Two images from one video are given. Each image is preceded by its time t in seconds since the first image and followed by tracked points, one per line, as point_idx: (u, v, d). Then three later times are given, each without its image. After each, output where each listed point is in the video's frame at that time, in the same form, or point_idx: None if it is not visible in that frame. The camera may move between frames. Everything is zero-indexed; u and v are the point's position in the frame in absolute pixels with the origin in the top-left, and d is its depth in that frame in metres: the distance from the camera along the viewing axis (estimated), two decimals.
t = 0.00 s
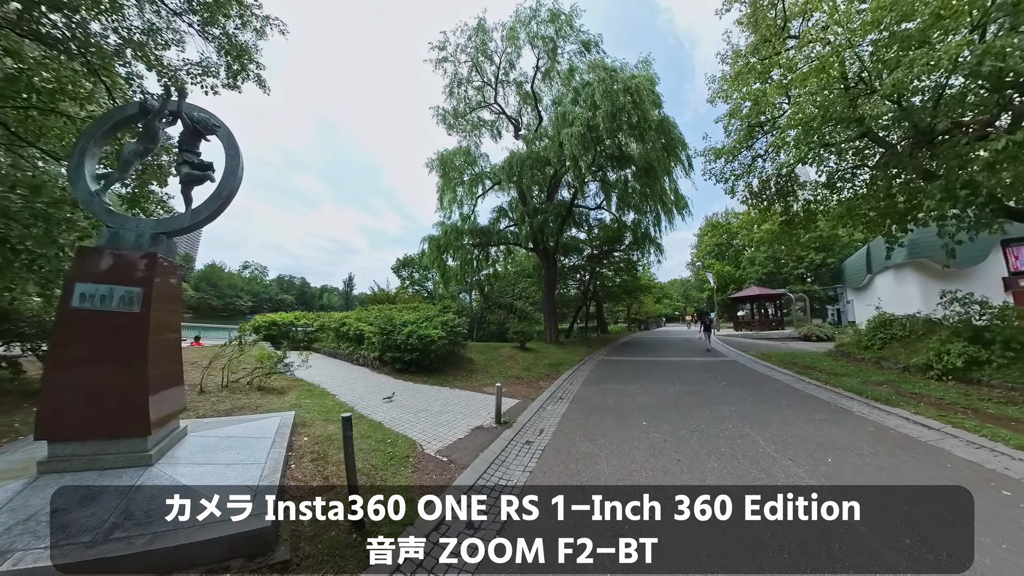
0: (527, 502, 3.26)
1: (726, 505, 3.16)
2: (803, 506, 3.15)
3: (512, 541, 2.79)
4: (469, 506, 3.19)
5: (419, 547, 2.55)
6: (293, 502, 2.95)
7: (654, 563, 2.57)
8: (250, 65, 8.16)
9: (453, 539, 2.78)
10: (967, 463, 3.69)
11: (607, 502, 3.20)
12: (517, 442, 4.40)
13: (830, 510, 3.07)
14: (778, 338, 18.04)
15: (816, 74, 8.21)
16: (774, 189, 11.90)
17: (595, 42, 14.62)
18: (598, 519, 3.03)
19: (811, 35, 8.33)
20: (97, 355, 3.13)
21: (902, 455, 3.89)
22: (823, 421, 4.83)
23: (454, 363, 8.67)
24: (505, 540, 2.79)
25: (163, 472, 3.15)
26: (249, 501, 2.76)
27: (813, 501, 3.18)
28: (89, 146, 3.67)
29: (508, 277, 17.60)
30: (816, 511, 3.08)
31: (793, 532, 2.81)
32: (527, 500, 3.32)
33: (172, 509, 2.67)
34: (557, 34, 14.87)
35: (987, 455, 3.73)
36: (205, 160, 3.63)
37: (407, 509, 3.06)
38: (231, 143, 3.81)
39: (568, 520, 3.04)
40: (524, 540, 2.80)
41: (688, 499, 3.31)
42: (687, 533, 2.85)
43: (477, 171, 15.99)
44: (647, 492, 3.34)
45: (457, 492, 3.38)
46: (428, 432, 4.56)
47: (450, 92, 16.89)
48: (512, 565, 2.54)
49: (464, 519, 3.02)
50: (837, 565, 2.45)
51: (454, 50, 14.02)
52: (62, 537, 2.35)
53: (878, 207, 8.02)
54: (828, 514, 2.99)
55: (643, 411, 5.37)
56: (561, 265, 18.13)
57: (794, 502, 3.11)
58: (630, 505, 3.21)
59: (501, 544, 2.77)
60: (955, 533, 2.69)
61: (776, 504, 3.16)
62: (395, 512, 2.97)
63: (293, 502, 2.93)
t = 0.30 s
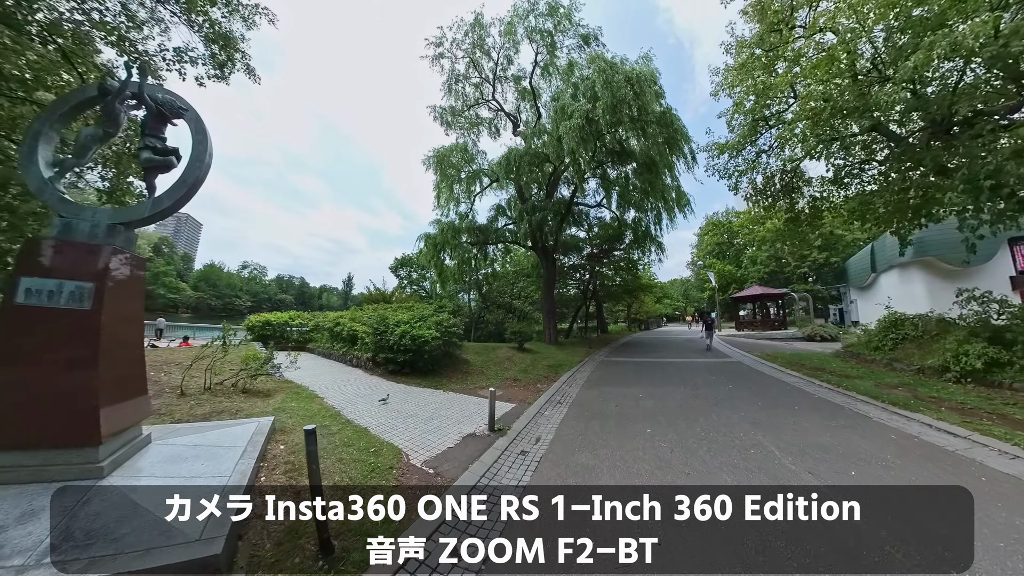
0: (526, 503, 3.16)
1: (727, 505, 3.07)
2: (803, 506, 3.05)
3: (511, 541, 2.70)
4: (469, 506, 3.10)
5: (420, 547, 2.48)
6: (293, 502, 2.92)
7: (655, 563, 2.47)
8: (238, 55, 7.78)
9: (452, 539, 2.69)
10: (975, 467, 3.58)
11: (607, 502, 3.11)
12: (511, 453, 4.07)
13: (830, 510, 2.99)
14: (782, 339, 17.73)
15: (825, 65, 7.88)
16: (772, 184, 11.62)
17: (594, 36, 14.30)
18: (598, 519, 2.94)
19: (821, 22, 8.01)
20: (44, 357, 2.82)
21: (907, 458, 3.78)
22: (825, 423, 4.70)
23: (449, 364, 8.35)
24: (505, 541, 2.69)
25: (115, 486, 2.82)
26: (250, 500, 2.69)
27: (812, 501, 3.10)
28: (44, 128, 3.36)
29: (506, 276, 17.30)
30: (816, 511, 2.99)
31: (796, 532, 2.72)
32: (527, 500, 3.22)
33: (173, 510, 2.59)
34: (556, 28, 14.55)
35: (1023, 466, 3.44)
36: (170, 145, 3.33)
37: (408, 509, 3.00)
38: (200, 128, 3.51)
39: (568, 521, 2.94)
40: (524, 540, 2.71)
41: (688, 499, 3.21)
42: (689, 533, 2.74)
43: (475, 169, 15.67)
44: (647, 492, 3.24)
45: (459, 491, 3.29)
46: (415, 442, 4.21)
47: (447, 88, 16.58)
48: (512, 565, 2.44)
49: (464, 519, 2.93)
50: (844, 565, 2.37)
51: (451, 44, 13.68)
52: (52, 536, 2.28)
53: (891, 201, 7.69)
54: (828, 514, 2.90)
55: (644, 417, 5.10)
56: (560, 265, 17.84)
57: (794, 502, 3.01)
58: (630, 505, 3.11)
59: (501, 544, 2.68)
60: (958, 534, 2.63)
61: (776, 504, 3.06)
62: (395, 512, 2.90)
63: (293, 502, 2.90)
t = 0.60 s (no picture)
0: (527, 502, 3.12)
1: (727, 505, 3.04)
2: (803, 506, 3.03)
3: (512, 540, 2.66)
4: (469, 506, 3.05)
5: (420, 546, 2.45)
6: (293, 502, 2.93)
7: (655, 563, 2.43)
8: (226, 44, 7.47)
9: (452, 539, 2.65)
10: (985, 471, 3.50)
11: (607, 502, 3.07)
12: (508, 470, 3.66)
13: (830, 510, 2.97)
14: (789, 339, 17.34)
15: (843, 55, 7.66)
16: (793, 179, 11.33)
17: (596, 28, 13.93)
18: (598, 519, 2.90)
19: (836, 7, 7.65)
20: None
21: (913, 463, 3.70)
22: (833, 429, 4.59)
23: (447, 366, 8.01)
24: (505, 540, 2.66)
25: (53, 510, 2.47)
26: (249, 500, 2.79)
27: (813, 501, 3.08)
28: None
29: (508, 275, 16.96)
30: (816, 511, 2.97)
31: (796, 531, 2.70)
32: (527, 500, 3.18)
33: (174, 509, 2.53)
34: (557, 20, 14.18)
35: None
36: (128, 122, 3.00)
37: (408, 509, 2.98)
38: (160, 107, 3.19)
39: (569, 521, 2.90)
40: (523, 540, 2.68)
41: (687, 499, 3.18)
42: (689, 533, 2.71)
43: (475, 166, 15.33)
44: (647, 492, 3.20)
45: (461, 492, 3.24)
46: (405, 457, 3.80)
47: (446, 84, 16.23)
48: (512, 565, 2.40)
49: (464, 519, 2.89)
50: (844, 564, 2.35)
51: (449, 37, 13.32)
52: (29, 539, 2.20)
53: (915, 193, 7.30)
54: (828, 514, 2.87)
55: (653, 425, 4.79)
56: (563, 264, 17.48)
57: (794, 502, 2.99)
58: (630, 505, 3.07)
59: (501, 543, 2.64)
60: (956, 532, 2.62)
61: (776, 504, 3.04)
62: (395, 512, 2.88)
63: (294, 502, 2.90)
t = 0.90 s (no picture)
0: (527, 503, 3.01)
1: (729, 506, 2.92)
2: (804, 506, 2.94)
3: (511, 541, 2.58)
4: (469, 506, 2.93)
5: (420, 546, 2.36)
6: (293, 502, 2.80)
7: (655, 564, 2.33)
8: (213, 31, 7.12)
9: (453, 539, 2.54)
10: (1004, 480, 3.32)
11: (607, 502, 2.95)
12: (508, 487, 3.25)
13: (830, 510, 2.89)
14: (801, 339, 16.83)
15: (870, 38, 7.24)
16: (808, 171, 10.85)
17: (600, 18, 13.48)
18: (597, 520, 2.79)
19: None
20: None
21: (933, 470, 3.50)
22: (847, 437, 4.37)
23: (446, 367, 7.63)
24: (505, 540, 2.57)
25: None
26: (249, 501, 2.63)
27: (812, 501, 2.99)
28: None
29: (511, 273, 16.57)
30: (815, 511, 2.88)
31: (798, 531, 2.61)
32: (527, 500, 3.07)
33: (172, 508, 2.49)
34: (560, 11, 13.74)
35: None
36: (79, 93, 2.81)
37: (408, 509, 2.88)
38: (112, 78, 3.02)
39: (568, 521, 2.80)
40: (523, 540, 2.58)
41: (687, 499, 3.07)
42: (690, 533, 2.61)
43: (477, 161, 14.93)
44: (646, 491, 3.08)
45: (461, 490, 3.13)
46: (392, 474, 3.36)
47: (446, 79, 15.86)
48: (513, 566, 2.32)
49: (465, 518, 2.77)
50: (851, 563, 2.28)
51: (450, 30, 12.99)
52: None
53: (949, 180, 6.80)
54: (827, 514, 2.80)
55: (665, 432, 4.43)
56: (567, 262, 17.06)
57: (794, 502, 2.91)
58: (630, 505, 2.96)
59: (501, 543, 2.55)
60: (959, 531, 2.57)
61: (776, 504, 2.95)
62: (395, 512, 2.77)
63: (294, 502, 2.78)
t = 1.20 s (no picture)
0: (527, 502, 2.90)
1: (728, 506, 2.90)
2: (803, 506, 2.93)
3: (512, 540, 2.51)
4: (469, 506, 2.85)
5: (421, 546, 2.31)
6: (293, 502, 2.76)
7: (656, 564, 2.28)
8: (209, 24, 6.87)
9: (452, 538, 2.47)
10: None
11: (607, 502, 2.90)
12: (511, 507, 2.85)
13: (830, 510, 2.88)
14: (821, 339, 16.24)
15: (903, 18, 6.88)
16: (831, 162, 10.32)
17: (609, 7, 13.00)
18: (597, 519, 2.74)
19: None
20: None
21: (966, 483, 3.27)
22: (874, 448, 4.11)
23: (453, 370, 7.28)
24: (506, 540, 2.51)
25: None
26: (249, 501, 2.67)
27: (813, 501, 2.99)
28: None
29: (518, 272, 16.21)
30: (817, 511, 2.87)
31: (798, 531, 2.59)
32: (528, 500, 2.96)
33: (173, 509, 2.58)
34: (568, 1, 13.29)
35: None
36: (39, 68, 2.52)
37: (408, 509, 2.81)
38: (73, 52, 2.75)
39: (568, 521, 2.74)
40: (523, 539, 2.53)
41: (688, 499, 3.02)
42: (691, 532, 2.55)
43: (484, 159, 14.59)
44: (647, 491, 3.02)
45: (465, 494, 2.99)
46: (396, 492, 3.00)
47: (451, 75, 15.52)
48: (514, 566, 2.26)
49: (465, 519, 2.70)
50: (851, 561, 2.26)
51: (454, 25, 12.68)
52: None
53: (993, 168, 6.31)
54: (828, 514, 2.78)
55: (685, 442, 4.15)
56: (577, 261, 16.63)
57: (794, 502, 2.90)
58: (630, 505, 2.91)
59: (502, 543, 2.49)
60: (957, 531, 2.56)
61: (776, 504, 2.94)
62: (395, 512, 2.71)
63: (294, 502, 2.73)
